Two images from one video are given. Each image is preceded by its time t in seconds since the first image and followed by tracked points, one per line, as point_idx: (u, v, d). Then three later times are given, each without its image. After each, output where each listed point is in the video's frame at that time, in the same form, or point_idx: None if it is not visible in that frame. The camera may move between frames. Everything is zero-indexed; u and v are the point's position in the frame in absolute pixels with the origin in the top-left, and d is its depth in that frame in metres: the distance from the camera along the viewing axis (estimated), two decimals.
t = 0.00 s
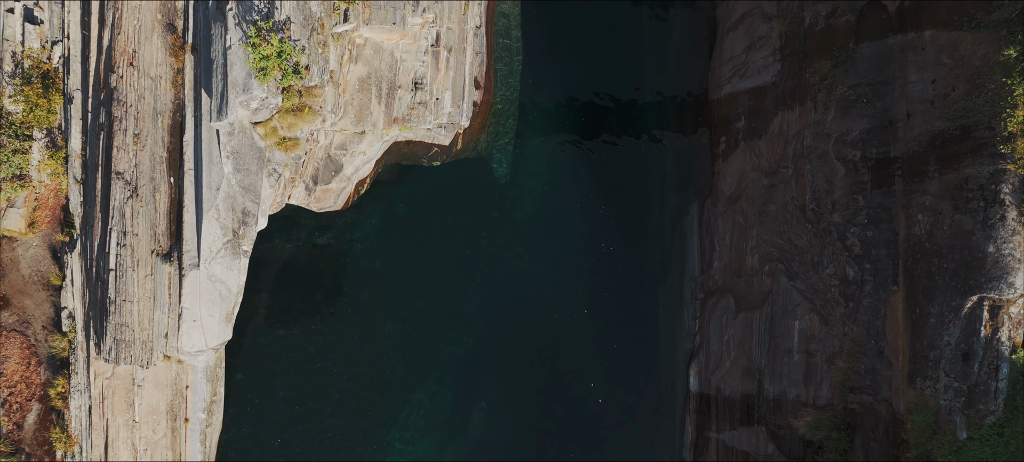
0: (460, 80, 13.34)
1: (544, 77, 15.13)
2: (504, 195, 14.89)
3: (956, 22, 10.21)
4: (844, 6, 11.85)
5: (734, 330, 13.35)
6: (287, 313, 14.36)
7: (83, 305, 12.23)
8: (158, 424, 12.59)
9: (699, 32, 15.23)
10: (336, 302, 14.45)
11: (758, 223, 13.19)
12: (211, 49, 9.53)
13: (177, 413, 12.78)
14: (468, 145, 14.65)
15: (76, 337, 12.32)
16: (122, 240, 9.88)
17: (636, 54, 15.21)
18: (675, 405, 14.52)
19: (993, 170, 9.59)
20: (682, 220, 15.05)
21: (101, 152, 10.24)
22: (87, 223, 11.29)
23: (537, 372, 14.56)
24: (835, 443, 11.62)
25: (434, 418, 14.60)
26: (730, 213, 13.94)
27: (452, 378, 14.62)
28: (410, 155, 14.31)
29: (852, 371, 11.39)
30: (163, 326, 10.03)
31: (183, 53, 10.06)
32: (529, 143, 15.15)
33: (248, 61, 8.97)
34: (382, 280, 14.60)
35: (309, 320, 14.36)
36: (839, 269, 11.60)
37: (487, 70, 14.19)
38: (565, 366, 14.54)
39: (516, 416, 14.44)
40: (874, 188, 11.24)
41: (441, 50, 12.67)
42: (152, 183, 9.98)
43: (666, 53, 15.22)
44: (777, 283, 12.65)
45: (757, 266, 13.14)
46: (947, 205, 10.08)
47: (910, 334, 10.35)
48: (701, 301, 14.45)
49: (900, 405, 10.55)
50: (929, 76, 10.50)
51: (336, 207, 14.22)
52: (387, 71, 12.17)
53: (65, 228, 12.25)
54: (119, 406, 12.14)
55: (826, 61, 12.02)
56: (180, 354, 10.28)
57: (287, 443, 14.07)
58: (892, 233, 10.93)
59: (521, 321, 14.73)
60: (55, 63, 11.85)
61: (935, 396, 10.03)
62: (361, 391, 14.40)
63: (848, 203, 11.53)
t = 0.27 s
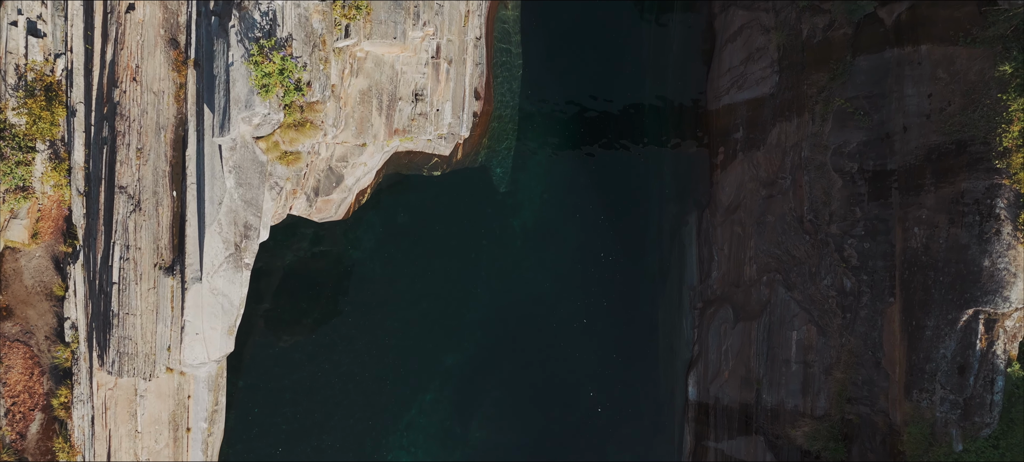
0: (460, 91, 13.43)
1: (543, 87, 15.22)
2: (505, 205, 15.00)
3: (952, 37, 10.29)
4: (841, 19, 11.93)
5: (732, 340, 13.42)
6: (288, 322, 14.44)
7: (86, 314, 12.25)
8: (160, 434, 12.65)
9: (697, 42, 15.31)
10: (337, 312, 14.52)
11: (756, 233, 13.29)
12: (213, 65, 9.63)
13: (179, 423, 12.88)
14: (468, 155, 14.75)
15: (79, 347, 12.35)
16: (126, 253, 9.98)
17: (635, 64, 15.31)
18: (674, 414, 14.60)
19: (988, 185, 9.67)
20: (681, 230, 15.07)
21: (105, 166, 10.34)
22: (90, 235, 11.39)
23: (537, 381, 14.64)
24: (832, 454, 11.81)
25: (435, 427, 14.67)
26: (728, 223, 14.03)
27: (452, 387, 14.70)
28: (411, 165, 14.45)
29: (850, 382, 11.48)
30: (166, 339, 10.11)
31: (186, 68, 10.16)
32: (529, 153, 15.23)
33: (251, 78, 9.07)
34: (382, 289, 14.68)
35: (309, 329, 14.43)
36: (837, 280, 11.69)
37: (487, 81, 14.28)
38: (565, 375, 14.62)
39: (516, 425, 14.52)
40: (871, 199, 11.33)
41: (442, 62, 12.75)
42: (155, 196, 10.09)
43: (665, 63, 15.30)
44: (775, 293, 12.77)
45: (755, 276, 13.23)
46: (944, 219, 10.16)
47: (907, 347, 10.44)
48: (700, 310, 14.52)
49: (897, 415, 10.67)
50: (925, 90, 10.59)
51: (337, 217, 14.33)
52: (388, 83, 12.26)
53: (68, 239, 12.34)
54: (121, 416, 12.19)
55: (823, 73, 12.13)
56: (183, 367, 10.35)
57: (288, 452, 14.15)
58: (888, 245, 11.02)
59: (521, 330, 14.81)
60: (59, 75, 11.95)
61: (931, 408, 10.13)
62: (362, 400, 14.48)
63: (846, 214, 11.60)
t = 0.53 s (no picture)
0: (460, 102, 13.53)
1: (543, 97, 15.31)
2: (506, 214, 15.08)
3: (948, 51, 10.36)
4: (838, 31, 12.02)
5: (730, 350, 13.49)
6: (289, 331, 14.51)
7: (88, 325, 12.32)
8: (162, 444, 12.77)
9: (696, 52, 15.40)
10: (337, 321, 14.60)
11: (754, 244, 13.38)
12: (215, 81, 9.72)
13: (181, 433, 12.97)
14: (468, 164, 14.85)
15: (81, 357, 12.42)
16: (129, 267, 10.07)
17: (634, 74, 15.40)
18: (673, 422, 14.70)
19: (983, 199, 9.75)
20: (680, 240, 15.20)
21: (108, 180, 10.44)
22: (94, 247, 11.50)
23: (536, 390, 14.72)
24: None
25: (435, 435, 14.75)
26: (727, 233, 14.11)
27: (452, 395, 14.79)
28: (411, 175, 14.56)
29: (847, 392, 11.56)
30: (169, 352, 10.21)
31: (188, 82, 10.27)
32: (529, 162, 15.33)
33: (253, 95, 9.16)
34: (383, 298, 14.77)
35: (310, 339, 14.51)
36: (834, 291, 11.78)
37: (487, 91, 14.38)
38: (564, 383, 14.70)
39: (515, 433, 14.60)
40: (869, 211, 11.42)
41: (442, 74, 12.86)
42: (158, 210, 10.18)
43: (664, 73, 15.39)
44: (773, 304, 12.87)
45: (753, 286, 13.33)
46: (939, 232, 10.24)
47: (903, 359, 10.51)
48: (699, 320, 14.67)
49: (894, 427, 10.73)
50: (921, 104, 10.68)
51: (338, 227, 14.43)
52: (389, 95, 12.35)
53: (70, 250, 12.44)
54: (124, 426, 12.29)
55: (821, 85, 12.22)
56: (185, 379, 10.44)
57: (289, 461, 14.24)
58: (885, 257, 11.11)
59: (520, 339, 14.89)
60: (62, 88, 12.05)
61: (927, 420, 10.20)
62: (362, 408, 14.57)
63: (843, 226, 11.71)
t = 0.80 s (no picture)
0: (460, 113, 13.64)
1: (543, 106, 15.42)
2: (506, 224, 15.17)
3: (944, 66, 10.45)
4: (836, 44, 12.10)
5: (729, 359, 13.59)
6: (290, 340, 14.60)
7: (91, 335, 12.43)
8: (164, 453, 12.90)
9: (694, 61, 15.51)
10: (338, 330, 14.68)
11: (752, 254, 13.48)
12: (218, 95, 9.82)
13: (183, 442, 13.10)
14: (468, 174, 14.94)
15: (84, 367, 12.54)
16: (131, 280, 10.14)
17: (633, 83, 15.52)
18: (672, 430, 14.84)
19: (979, 213, 9.84)
20: (678, 249, 15.34)
21: (111, 193, 10.52)
22: (96, 259, 11.57)
23: (536, 398, 14.80)
24: None
25: (435, 444, 14.83)
26: (725, 242, 14.20)
27: (452, 403, 14.87)
28: (412, 184, 14.66)
29: (845, 402, 11.64)
30: (171, 364, 10.30)
31: (190, 97, 10.37)
32: (529, 171, 15.42)
33: (255, 111, 9.26)
34: (383, 307, 14.85)
35: (310, 347, 14.58)
36: (832, 302, 11.86)
37: (487, 101, 14.48)
38: (564, 392, 14.79)
39: (515, 441, 14.68)
40: (866, 222, 11.51)
41: (442, 85, 12.96)
42: (160, 223, 10.26)
43: (663, 82, 15.50)
44: (771, 314, 12.95)
45: (752, 296, 13.42)
46: (935, 245, 10.34)
47: (900, 370, 10.61)
48: (697, 329, 14.77)
49: (890, 437, 10.83)
50: (918, 117, 10.78)
51: (339, 236, 14.51)
52: (390, 107, 12.43)
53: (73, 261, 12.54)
54: (126, 437, 12.39)
55: (818, 97, 12.30)
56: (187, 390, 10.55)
57: None
58: (882, 268, 11.21)
59: (520, 347, 14.97)
60: (65, 100, 12.13)
61: (924, 432, 10.28)
62: (363, 417, 14.65)
63: (841, 237, 11.78)
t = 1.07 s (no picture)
0: (460, 123, 13.72)
1: (542, 116, 15.54)
2: (507, 233, 15.26)
3: (941, 80, 10.53)
4: (833, 56, 12.13)
5: (727, 368, 13.72)
6: (291, 349, 14.68)
7: (94, 346, 12.56)
8: None
9: (693, 71, 15.60)
10: (338, 338, 14.75)
11: (751, 264, 13.61)
12: (220, 110, 9.92)
13: (185, 452, 13.14)
14: (468, 183, 15.00)
15: (87, 377, 12.70)
16: (134, 292, 10.24)
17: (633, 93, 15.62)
18: (671, 438, 15.01)
19: (975, 226, 9.92)
20: (677, 259, 15.54)
21: (114, 206, 10.59)
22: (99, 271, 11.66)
23: (535, 406, 14.88)
24: None
25: (435, 451, 14.90)
26: (723, 252, 14.35)
27: (452, 411, 14.96)
28: (412, 194, 14.69)
29: (842, 413, 11.67)
30: (174, 376, 10.39)
31: (193, 111, 10.46)
32: (528, 181, 15.51)
33: (257, 127, 9.35)
34: (384, 316, 14.92)
35: (311, 356, 14.66)
36: (830, 313, 11.92)
37: (487, 111, 14.57)
38: (563, 400, 14.87)
39: (513, 449, 14.73)
40: (863, 234, 11.59)
41: (443, 96, 13.05)
42: (163, 237, 10.37)
43: (661, 91, 15.62)
44: (768, 324, 13.10)
45: (749, 306, 13.58)
46: (931, 258, 10.45)
47: (896, 382, 10.73)
48: (696, 338, 14.96)
49: (887, 448, 10.94)
50: (914, 131, 10.88)
51: (341, 245, 14.55)
52: (390, 119, 12.53)
53: (76, 271, 12.63)
54: (129, 446, 12.51)
55: (816, 109, 12.35)
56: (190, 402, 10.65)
57: None
58: (880, 279, 11.31)
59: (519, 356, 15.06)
60: (68, 112, 12.22)
61: (920, 443, 10.35)
62: (363, 424, 14.73)
63: (838, 247, 11.84)
